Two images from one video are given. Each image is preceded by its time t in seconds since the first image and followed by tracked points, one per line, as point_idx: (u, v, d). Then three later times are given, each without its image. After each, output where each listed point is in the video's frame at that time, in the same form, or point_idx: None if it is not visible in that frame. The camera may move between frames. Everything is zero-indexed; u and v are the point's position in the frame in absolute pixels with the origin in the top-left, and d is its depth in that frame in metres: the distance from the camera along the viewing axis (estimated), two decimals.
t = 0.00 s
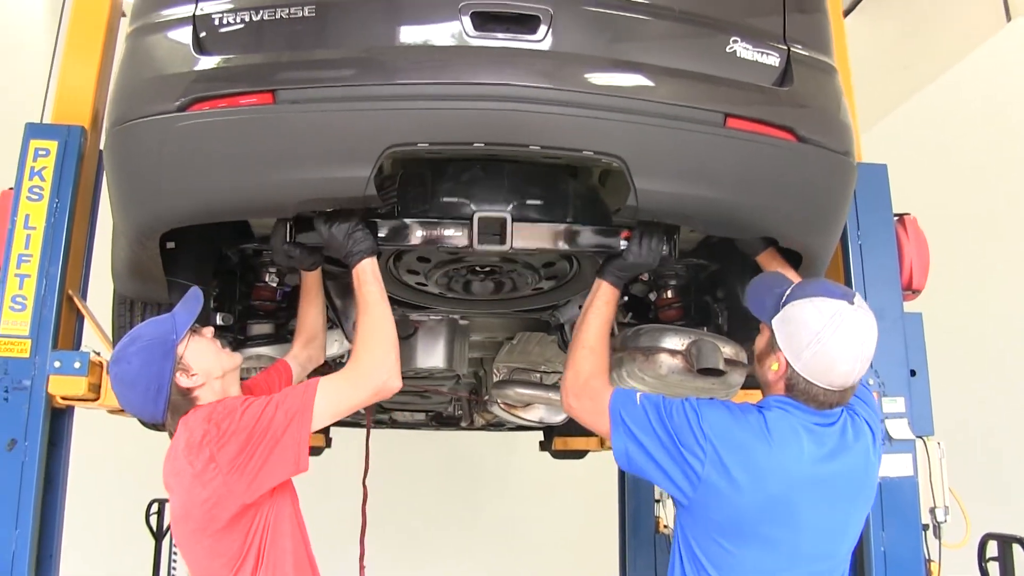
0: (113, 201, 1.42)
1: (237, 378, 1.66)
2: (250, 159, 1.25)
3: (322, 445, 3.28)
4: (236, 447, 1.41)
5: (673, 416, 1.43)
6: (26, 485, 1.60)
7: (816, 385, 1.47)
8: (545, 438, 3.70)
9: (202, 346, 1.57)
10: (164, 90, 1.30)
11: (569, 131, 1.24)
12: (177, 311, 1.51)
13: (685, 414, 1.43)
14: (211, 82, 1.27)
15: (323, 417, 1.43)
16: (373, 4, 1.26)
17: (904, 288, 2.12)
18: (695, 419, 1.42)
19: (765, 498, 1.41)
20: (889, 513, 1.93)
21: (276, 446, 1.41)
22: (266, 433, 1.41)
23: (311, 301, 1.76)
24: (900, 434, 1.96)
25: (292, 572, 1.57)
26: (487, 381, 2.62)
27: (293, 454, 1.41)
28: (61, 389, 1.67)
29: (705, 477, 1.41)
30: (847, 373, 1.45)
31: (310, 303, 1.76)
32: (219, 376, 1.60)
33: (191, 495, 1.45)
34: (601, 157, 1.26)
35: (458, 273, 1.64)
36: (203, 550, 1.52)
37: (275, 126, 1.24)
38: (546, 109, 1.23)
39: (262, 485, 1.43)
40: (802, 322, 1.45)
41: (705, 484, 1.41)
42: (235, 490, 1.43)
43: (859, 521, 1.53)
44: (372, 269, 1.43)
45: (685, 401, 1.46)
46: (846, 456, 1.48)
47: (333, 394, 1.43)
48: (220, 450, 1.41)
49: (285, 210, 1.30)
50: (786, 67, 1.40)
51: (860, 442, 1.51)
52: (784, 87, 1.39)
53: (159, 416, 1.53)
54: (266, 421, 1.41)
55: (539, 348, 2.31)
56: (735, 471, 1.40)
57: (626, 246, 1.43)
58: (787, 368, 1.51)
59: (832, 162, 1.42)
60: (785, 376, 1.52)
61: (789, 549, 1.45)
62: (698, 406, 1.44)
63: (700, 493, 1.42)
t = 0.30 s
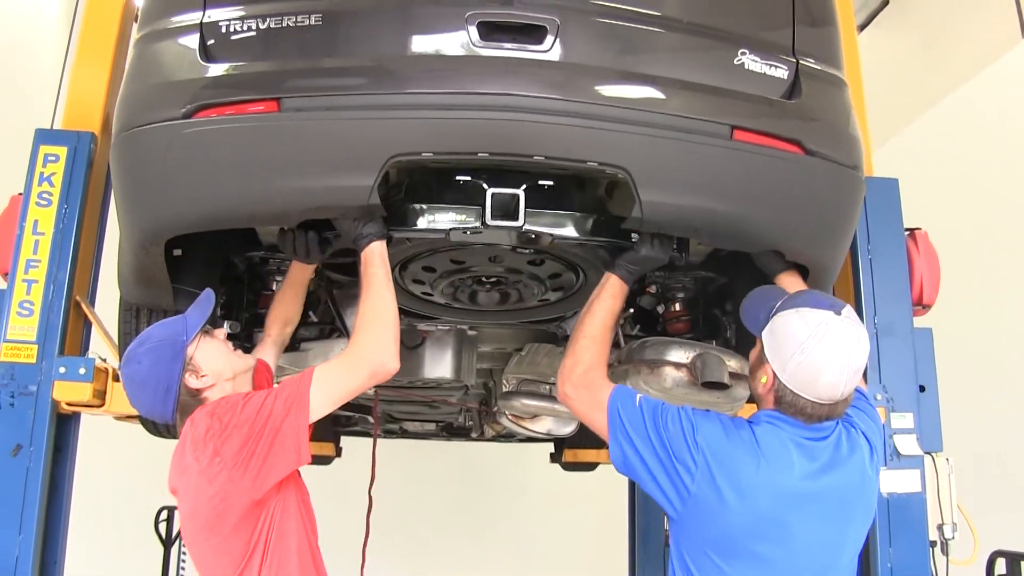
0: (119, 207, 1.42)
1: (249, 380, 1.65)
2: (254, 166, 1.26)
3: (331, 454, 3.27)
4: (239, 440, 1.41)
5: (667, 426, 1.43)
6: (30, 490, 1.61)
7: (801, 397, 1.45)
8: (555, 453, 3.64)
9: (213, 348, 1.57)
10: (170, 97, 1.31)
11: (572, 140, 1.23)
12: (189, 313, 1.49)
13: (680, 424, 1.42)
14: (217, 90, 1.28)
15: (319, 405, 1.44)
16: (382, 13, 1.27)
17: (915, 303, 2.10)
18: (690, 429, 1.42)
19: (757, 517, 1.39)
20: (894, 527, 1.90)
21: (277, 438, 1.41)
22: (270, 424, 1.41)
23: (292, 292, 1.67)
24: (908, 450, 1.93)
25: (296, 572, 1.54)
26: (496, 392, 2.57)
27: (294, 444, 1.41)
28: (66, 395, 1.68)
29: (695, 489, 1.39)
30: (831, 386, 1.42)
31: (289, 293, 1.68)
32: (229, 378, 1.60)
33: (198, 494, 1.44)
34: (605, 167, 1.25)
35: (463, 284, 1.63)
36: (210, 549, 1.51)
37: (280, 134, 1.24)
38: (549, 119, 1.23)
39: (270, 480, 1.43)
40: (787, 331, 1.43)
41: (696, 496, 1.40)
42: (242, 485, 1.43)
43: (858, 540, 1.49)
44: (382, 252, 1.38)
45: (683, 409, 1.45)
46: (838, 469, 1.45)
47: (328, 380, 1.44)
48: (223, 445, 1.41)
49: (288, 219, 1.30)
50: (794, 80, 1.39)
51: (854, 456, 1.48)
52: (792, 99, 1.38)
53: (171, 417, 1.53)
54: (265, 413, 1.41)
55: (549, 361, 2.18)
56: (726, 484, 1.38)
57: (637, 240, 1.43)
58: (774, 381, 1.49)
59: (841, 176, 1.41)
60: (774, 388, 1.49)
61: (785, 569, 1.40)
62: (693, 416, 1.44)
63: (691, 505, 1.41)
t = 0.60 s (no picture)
0: (117, 207, 1.42)
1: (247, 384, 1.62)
2: (253, 166, 1.25)
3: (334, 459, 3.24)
4: (237, 442, 1.40)
5: (665, 426, 1.40)
6: (26, 492, 1.59)
7: (797, 403, 1.43)
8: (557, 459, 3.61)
9: (211, 352, 1.56)
10: (169, 96, 1.30)
11: (574, 142, 1.22)
12: (185, 315, 1.50)
13: (677, 426, 1.40)
14: (216, 89, 1.27)
15: (317, 403, 1.42)
16: (386, 13, 1.25)
17: (921, 312, 2.07)
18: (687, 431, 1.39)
19: (748, 523, 1.36)
20: (898, 538, 1.87)
21: (276, 435, 1.40)
22: (269, 421, 1.40)
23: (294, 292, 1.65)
24: (913, 458, 1.90)
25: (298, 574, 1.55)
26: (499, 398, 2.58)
27: (293, 441, 1.40)
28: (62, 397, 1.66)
29: (689, 492, 1.37)
30: (828, 390, 1.41)
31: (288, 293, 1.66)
32: (226, 382, 1.57)
33: (198, 499, 1.41)
34: (608, 171, 1.23)
35: (465, 287, 1.62)
36: (210, 556, 1.48)
37: (279, 133, 1.23)
38: (551, 120, 1.21)
39: (275, 480, 1.42)
40: (783, 336, 1.42)
41: (691, 498, 1.37)
42: (245, 488, 1.41)
43: (864, 555, 1.43)
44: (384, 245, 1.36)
45: (681, 411, 1.43)
46: (837, 475, 1.41)
47: (325, 376, 1.42)
48: (222, 447, 1.40)
49: (288, 219, 1.29)
50: (801, 83, 1.37)
51: (855, 461, 1.43)
52: (798, 104, 1.36)
53: (162, 424, 1.51)
54: (263, 412, 1.40)
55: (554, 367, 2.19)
56: (722, 487, 1.36)
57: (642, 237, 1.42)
58: (771, 388, 1.47)
59: (847, 181, 1.38)
60: (771, 394, 1.47)
61: None
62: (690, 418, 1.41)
63: (686, 508, 1.38)
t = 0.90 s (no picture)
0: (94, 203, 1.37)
1: (216, 392, 1.58)
2: (234, 160, 1.21)
3: (326, 466, 3.20)
4: (194, 458, 1.35)
5: (677, 426, 1.36)
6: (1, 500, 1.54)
7: (812, 401, 1.40)
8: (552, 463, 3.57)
9: (177, 358, 1.51)
10: (147, 88, 1.26)
11: (565, 133, 1.18)
12: (152, 320, 1.46)
13: (689, 427, 1.36)
14: (196, 80, 1.23)
15: (277, 421, 1.39)
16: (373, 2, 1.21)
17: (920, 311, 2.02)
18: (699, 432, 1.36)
19: (763, 527, 1.32)
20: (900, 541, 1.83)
21: (234, 452, 1.35)
22: (223, 437, 1.36)
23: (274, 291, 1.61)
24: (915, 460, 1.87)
25: None
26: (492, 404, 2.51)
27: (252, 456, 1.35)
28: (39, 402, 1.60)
29: (702, 495, 1.33)
30: (842, 385, 1.37)
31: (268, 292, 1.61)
32: (194, 390, 1.53)
33: (161, 516, 1.38)
34: (601, 163, 1.20)
35: (454, 287, 1.58)
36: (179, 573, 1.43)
37: (261, 126, 1.19)
38: (542, 111, 1.17)
39: (235, 497, 1.37)
40: (790, 333, 1.40)
41: (705, 502, 1.33)
42: (205, 505, 1.36)
43: (889, 555, 1.40)
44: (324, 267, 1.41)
45: (694, 412, 1.39)
46: (855, 476, 1.37)
47: (285, 395, 1.40)
48: (178, 462, 1.36)
49: (272, 215, 1.25)
50: (798, 75, 1.34)
51: (873, 461, 1.39)
52: (796, 95, 1.32)
53: (127, 430, 1.48)
54: (220, 426, 1.36)
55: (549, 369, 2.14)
56: (736, 489, 1.32)
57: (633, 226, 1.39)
58: (783, 386, 1.44)
59: (845, 173, 1.35)
60: (783, 392, 1.44)
61: None
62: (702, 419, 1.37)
63: (699, 511, 1.34)
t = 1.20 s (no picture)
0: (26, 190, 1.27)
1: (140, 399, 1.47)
2: (179, 142, 1.12)
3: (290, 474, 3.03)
4: (111, 468, 1.26)
5: (656, 433, 1.30)
6: None
7: (800, 399, 1.34)
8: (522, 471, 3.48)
9: (99, 364, 1.39)
10: (83, 64, 1.16)
11: (535, 117, 1.11)
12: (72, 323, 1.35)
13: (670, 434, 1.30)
14: (137, 56, 1.13)
15: (200, 416, 1.29)
16: None
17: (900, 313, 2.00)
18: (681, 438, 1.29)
19: (747, 540, 1.26)
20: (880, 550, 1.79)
21: (154, 461, 1.25)
22: (144, 443, 1.25)
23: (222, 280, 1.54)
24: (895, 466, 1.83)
25: None
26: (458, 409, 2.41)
27: (175, 464, 1.25)
28: None
29: (683, 505, 1.26)
30: (832, 381, 1.32)
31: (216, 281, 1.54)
32: (115, 399, 1.42)
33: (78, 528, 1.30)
34: (570, 148, 1.13)
35: (414, 283, 1.50)
36: None
37: (208, 105, 1.10)
38: (510, 93, 1.10)
39: (154, 510, 1.27)
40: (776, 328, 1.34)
41: (685, 513, 1.26)
42: (123, 517, 1.28)
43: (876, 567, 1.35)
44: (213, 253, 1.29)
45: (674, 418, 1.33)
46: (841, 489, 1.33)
47: (206, 383, 1.30)
48: (93, 474, 1.26)
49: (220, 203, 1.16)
50: (778, 62, 1.28)
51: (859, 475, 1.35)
52: (776, 82, 1.27)
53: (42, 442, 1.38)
54: (139, 429, 1.26)
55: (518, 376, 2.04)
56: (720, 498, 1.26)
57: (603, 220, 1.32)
58: (768, 387, 1.38)
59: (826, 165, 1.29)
60: (768, 393, 1.38)
61: None
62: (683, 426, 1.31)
63: (679, 523, 1.27)
